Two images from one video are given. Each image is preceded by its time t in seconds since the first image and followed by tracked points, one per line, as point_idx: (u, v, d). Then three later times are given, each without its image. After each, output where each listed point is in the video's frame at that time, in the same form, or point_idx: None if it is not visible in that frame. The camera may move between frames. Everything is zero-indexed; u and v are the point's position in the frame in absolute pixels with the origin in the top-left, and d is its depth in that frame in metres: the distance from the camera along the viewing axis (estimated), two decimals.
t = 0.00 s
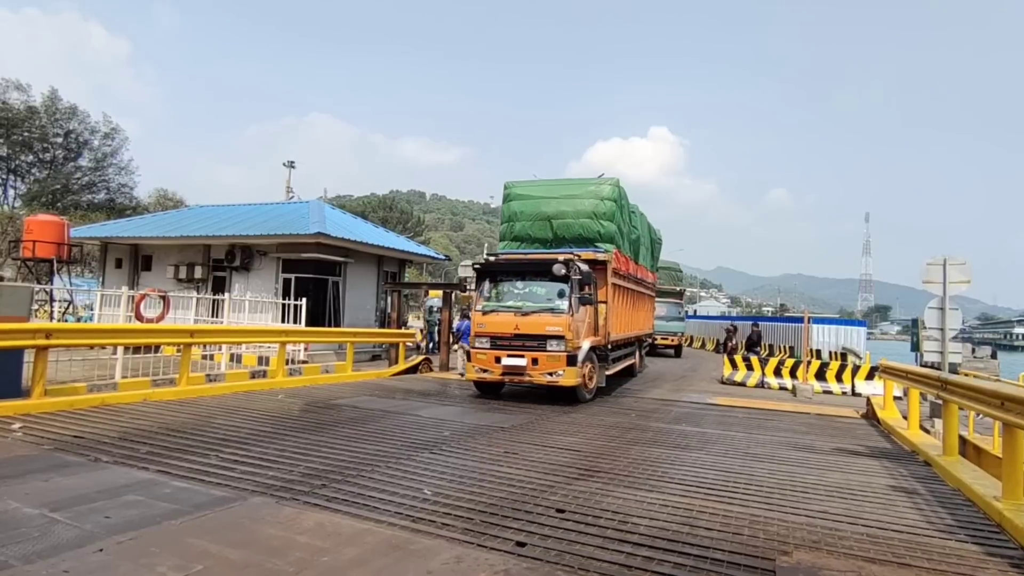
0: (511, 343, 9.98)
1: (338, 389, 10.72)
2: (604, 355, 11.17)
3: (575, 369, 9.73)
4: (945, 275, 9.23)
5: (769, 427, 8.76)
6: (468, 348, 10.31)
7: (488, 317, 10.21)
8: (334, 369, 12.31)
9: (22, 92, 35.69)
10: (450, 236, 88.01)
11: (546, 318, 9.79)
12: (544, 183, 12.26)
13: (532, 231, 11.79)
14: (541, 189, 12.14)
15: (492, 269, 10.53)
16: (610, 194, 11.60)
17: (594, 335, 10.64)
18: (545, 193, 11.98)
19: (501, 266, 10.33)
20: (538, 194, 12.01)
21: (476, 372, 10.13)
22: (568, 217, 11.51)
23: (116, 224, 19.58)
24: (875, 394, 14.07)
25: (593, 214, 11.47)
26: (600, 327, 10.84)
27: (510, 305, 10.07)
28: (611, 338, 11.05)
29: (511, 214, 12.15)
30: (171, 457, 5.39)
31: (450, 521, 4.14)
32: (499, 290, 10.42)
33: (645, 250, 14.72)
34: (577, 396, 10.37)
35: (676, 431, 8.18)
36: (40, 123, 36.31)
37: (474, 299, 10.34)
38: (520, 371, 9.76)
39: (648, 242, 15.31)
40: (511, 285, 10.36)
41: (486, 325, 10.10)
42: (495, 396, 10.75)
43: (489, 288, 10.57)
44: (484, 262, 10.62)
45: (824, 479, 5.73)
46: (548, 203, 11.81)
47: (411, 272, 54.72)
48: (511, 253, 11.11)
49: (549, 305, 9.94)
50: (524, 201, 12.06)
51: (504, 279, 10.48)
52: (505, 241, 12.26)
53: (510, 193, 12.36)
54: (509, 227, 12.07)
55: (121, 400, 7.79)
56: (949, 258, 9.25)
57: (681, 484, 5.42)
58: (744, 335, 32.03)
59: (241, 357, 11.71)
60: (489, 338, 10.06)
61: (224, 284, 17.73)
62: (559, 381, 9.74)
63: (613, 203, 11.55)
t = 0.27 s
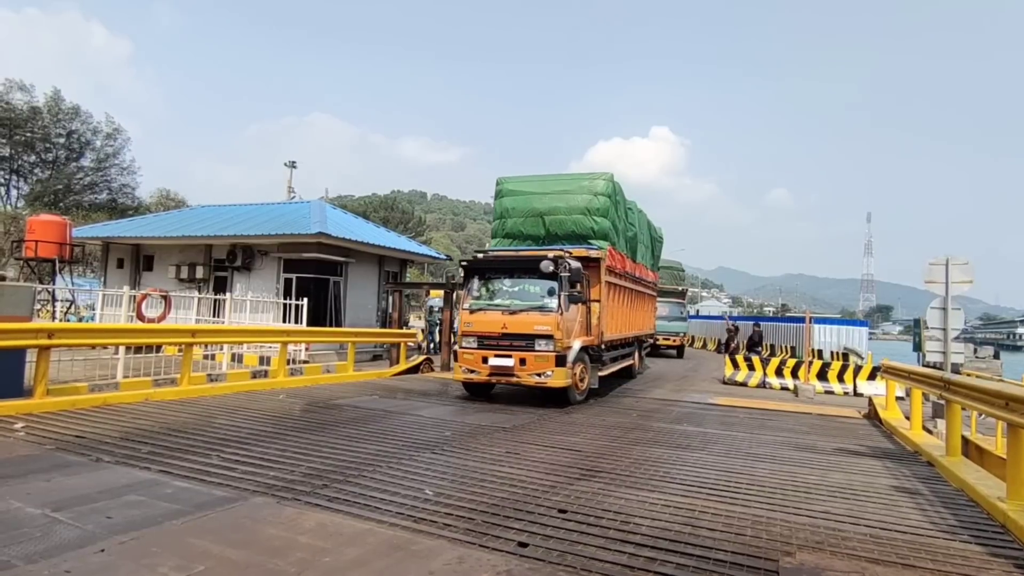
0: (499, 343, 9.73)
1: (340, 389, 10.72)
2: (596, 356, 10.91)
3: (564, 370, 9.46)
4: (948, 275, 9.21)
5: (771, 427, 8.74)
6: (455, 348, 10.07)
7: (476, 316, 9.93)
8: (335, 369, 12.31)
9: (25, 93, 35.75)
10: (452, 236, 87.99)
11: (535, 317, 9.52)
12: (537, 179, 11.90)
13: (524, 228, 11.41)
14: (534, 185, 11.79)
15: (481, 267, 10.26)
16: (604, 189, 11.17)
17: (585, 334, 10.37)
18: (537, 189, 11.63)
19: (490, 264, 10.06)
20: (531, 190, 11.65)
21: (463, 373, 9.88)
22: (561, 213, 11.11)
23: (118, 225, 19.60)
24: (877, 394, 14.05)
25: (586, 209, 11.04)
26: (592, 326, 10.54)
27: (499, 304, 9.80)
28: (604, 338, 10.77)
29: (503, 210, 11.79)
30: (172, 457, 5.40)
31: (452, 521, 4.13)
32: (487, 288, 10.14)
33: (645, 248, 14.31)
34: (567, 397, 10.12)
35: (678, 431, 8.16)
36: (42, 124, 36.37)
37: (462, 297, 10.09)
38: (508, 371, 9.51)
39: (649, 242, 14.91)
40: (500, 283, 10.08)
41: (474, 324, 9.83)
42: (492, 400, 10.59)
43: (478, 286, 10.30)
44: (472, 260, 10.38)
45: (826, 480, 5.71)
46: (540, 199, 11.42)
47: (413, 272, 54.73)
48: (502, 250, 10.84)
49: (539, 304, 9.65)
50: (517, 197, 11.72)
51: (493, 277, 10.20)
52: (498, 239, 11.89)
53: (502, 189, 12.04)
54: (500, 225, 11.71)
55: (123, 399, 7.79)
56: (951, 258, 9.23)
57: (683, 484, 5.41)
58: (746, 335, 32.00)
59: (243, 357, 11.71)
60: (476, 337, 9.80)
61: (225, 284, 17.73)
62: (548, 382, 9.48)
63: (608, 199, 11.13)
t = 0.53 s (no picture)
0: (491, 343, 9.47)
1: (347, 388, 10.75)
2: (594, 356, 10.58)
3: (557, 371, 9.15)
4: (958, 275, 9.14)
5: (779, 428, 8.69)
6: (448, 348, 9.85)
7: (468, 315, 9.70)
8: (343, 369, 12.35)
9: (37, 94, 36.10)
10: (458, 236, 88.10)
11: (527, 317, 9.23)
12: (534, 174, 11.50)
13: (520, 225, 11.03)
14: (530, 180, 11.39)
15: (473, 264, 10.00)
16: (603, 184, 10.79)
17: (581, 334, 10.05)
18: (534, 184, 11.22)
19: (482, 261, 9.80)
20: (528, 186, 11.25)
21: (456, 374, 9.66)
22: (558, 209, 10.74)
23: (129, 225, 19.76)
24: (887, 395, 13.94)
25: (584, 205, 10.66)
26: (589, 326, 10.22)
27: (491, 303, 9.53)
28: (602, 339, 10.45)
29: (499, 207, 11.41)
30: (182, 456, 5.44)
31: (459, 521, 4.13)
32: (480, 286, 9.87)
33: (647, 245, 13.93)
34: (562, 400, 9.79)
35: (686, 432, 8.14)
36: (54, 125, 36.71)
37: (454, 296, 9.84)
38: (500, 372, 9.25)
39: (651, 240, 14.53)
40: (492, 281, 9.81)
41: (466, 324, 9.59)
42: (501, 401, 10.61)
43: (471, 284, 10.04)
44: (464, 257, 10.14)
45: (835, 481, 5.67)
46: (537, 195, 11.03)
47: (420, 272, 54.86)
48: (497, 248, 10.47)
49: (531, 303, 9.36)
50: (513, 193, 11.30)
51: (486, 275, 9.94)
52: (494, 236, 11.50)
53: (498, 184, 11.62)
54: (496, 222, 11.33)
55: (133, 398, 7.85)
56: (962, 258, 9.15)
57: (691, 485, 5.39)
58: (754, 336, 31.86)
59: (251, 357, 11.77)
60: (468, 337, 9.57)
61: (234, 283, 17.83)
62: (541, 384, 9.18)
63: (606, 194, 10.74)
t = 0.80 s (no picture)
0: (482, 343, 9.17)
1: (355, 388, 10.79)
2: (591, 357, 10.25)
3: (549, 372, 8.84)
4: (969, 274, 9.05)
5: (787, 428, 8.64)
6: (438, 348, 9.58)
7: (458, 314, 9.33)
8: (350, 368, 12.38)
9: (49, 96, 36.45)
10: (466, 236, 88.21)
11: (519, 316, 8.90)
12: (531, 168, 11.14)
13: (517, 221, 10.74)
14: (528, 174, 11.05)
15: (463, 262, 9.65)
16: (602, 178, 10.38)
17: (577, 334, 9.75)
18: (531, 179, 10.88)
19: (473, 257, 9.46)
20: (524, 180, 10.92)
21: (446, 374, 9.39)
22: (555, 204, 10.41)
23: (139, 225, 19.94)
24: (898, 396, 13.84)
25: (581, 200, 10.29)
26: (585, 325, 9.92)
27: (482, 302, 9.19)
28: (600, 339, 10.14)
29: (496, 202, 11.10)
30: (191, 455, 5.47)
31: (466, 521, 4.14)
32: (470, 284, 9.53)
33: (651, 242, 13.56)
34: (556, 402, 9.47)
35: (694, 432, 8.11)
36: (65, 126, 37.08)
37: (444, 294, 9.50)
38: (491, 373, 8.96)
39: (657, 234, 14.14)
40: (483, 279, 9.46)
41: (457, 323, 9.31)
42: (495, 400, 10.29)
43: (461, 281, 9.71)
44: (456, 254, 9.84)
45: (845, 482, 5.64)
46: (533, 190, 10.70)
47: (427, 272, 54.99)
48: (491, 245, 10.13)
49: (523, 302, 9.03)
50: (509, 189, 10.99)
51: (477, 272, 9.59)
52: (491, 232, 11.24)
53: (495, 180, 11.31)
54: (493, 218, 11.05)
55: (143, 397, 7.91)
56: (973, 257, 9.05)
57: (698, 485, 5.37)
58: (762, 335, 31.73)
59: (260, 356, 11.85)
60: (459, 336, 9.29)
61: (242, 283, 17.93)
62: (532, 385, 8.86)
63: (605, 189, 10.33)
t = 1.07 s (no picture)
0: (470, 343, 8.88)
1: (360, 388, 10.83)
2: (586, 358, 9.90)
3: (538, 374, 8.53)
4: (978, 275, 8.98)
5: (793, 429, 8.62)
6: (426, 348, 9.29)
7: (447, 313, 9.12)
8: (356, 369, 12.42)
9: (57, 98, 36.74)
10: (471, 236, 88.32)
11: (507, 317, 8.59)
12: (525, 163, 10.86)
13: (510, 217, 10.46)
14: (522, 170, 10.76)
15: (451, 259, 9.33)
16: (597, 172, 10.03)
17: (570, 334, 9.43)
18: (525, 174, 10.59)
19: (461, 255, 9.14)
20: (518, 176, 10.63)
21: (434, 375, 9.11)
22: (548, 200, 10.11)
23: (147, 226, 20.06)
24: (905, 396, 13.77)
25: (575, 196, 9.95)
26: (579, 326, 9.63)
27: (470, 302, 8.92)
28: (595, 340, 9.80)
29: (489, 198, 10.83)
30: (198, 455, 5.50)
31: (472, 521, 4.15)
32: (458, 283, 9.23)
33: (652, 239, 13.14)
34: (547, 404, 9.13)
35: (699, 432, 8.09)
36: (74, 128, 37.37)
37: (432, 293, 9.22)
38: (479, 375, 8.67)
39: (659, 231, 13.77)
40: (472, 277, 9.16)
41: (444, 322, 9.01)
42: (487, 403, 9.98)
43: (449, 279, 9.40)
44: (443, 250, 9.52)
45: (852, 483, 5.61)
46: (526, 185, 10.41)
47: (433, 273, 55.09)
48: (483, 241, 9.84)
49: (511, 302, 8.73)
50: (503, 184, 10.73)
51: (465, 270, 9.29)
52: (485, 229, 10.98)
53: (489, 175, 11.04)
54: (486, 214, 10.79)
55: (151, 397, 7.96)
56: (981, 257, 8.99)
57: (704, 486, 5.36)
58: (768, 335, 31.64)
59: (266, 356, 11.90)
60: (446, 336, 8.98)
61: (249, 284, 18.01)
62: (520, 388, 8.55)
63: (600, 184, 9.99)
